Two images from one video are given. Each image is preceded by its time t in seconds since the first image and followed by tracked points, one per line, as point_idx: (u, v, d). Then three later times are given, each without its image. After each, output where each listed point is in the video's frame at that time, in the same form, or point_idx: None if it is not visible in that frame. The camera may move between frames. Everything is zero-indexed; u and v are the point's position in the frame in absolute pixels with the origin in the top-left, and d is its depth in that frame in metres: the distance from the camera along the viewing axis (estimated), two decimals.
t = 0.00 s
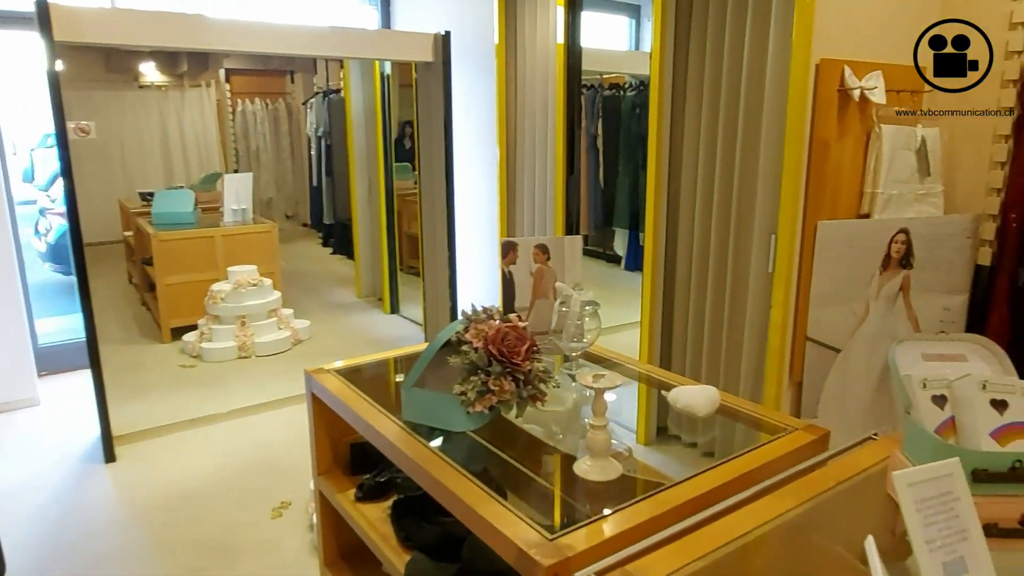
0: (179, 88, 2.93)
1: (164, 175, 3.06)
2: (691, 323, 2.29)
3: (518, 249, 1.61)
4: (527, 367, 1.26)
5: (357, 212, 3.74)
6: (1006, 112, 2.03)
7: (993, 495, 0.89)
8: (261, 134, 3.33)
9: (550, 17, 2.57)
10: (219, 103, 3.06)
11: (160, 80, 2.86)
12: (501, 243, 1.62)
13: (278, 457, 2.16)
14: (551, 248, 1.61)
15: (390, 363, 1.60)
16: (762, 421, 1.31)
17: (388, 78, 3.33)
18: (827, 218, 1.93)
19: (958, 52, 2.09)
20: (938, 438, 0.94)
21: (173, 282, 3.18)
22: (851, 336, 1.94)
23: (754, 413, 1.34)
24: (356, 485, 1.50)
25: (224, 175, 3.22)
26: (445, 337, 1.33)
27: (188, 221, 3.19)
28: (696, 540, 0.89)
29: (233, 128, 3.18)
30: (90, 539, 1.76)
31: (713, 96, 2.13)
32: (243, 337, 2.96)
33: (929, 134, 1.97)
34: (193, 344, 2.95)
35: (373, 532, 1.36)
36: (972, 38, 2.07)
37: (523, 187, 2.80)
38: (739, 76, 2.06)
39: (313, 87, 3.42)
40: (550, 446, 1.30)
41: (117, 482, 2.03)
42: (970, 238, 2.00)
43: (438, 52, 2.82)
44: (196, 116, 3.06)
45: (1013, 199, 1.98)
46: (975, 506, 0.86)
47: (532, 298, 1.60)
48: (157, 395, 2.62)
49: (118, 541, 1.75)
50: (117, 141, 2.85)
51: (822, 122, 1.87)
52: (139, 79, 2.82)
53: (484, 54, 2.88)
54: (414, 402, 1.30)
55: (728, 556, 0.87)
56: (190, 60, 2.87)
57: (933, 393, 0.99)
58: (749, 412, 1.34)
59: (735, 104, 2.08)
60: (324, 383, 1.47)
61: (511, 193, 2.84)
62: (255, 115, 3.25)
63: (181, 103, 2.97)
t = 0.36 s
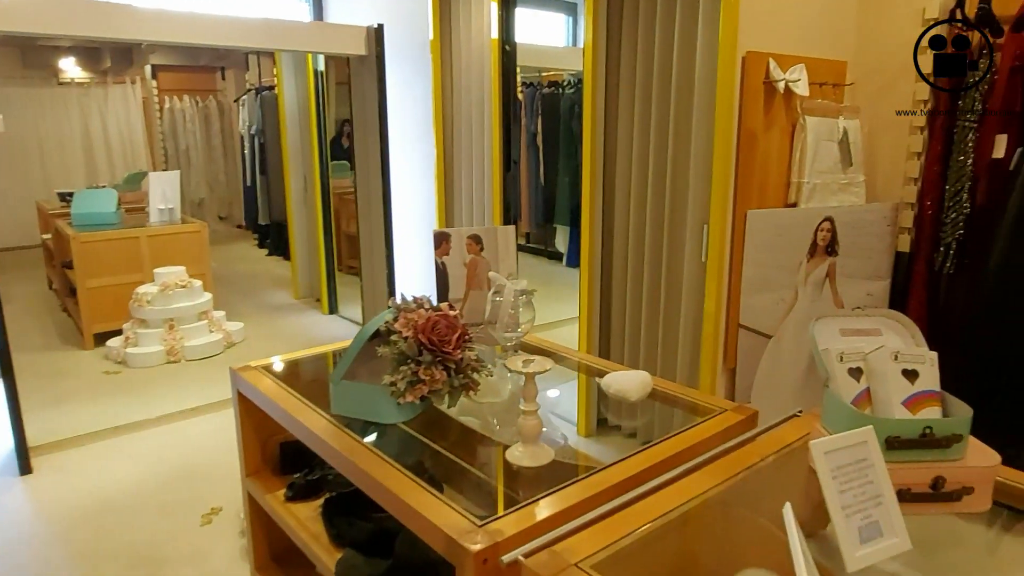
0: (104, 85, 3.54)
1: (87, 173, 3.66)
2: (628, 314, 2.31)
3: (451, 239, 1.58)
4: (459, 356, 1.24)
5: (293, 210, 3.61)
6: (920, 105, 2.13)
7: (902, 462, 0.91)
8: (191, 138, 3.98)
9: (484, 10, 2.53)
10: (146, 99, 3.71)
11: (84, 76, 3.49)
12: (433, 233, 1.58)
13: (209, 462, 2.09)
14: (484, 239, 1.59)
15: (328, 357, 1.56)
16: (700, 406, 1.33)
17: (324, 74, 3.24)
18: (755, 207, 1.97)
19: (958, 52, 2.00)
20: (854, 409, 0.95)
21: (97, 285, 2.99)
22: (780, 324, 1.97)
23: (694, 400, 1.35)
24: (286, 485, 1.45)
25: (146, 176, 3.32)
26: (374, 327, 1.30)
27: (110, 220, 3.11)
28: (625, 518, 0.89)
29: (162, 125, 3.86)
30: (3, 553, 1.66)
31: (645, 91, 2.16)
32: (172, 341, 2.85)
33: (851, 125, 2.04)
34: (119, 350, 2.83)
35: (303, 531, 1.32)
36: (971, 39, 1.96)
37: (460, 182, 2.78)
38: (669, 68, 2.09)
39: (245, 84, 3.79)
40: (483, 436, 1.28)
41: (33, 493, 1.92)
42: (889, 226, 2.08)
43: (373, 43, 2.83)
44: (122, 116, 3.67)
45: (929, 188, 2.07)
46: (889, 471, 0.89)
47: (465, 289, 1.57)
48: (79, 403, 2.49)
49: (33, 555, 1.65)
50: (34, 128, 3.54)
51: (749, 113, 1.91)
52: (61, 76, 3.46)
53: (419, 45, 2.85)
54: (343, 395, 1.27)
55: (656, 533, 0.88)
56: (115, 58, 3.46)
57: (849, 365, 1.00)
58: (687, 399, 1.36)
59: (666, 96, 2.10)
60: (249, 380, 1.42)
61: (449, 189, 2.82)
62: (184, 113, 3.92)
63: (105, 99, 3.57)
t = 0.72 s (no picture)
0: (54, 81, 3.35)
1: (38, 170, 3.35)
2: (594, 304, 2.31)
3: (413, 226, 1.56)
4: (419, 340, 1.22)
5: (254, 205, 3.53)
6: (876, 95, 2.17)
7: (858, 431, 0.93)
8: (148, 132, 3.95)
9: None
10: (99, 94, 3.56)
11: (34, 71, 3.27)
12: (395, 219, 1.56)
13: (167, 461, 2.03)
14: (447, 226, 1.57)
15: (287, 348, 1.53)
16: (665, 389, 1.32)
17: (284, 69, 3.21)
18: (718, 195, 1.98)
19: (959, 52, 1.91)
20: (812, 380, 0.96)
21: (48, 284, 2.90)
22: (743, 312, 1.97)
23: (660, 384, 1.35)
24: (244, 478, 1.42)
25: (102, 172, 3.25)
26: (332, 311, 1.27)
27: (63, 218, 3.02)
28: (586, 492, 0.89)
29: (116, 121, 3.76)
30: None
31: (608, 82, 2.16)
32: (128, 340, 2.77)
33: (810, 115, 2.07)
34: (72, 350, 2.74)
35: (261, 523, 1.29)
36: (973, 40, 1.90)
37: (424, 177, 2.75)
38: (632, 59, 2.09)
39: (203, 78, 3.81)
40: (445, 421, 1.26)
41: None
42: (847, 214, 2.12)
43: (333, 35, 2.86)
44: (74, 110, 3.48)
45: (885, 177, 2.12)
46: (846, 440, 0.90)
47: (428, 276, 1.55)
48: (30, 404, 2.41)
49: None
50: None
51: (710, 102, 1.91)
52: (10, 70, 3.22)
53: (381, 34, 2.81)
54: (301, 382, 1.24)
55: (616, 507, 0.88)
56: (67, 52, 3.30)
57: (807, 339, 1.00)
58: (653, 382, 1.36)
59: (629, 86, 2.11)
60: (205, 370, 1.39)
61: (413, 183, 2.79)
62: (140, 108, 3.86)
63: (57, 95, 3.39)
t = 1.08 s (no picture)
0: (19, 76, 3.18)
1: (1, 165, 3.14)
2: (569, 297, 2.31)
3: (386, 216, 1.54)
4: (392, 329, 1.21)
5: (225, 202, 3.48)
6: (846, 89, 2.20)
7: (829, 409, 0.93)
8: (116, 131, 3.85)
9: None
10: (66, 92, 3.44)
11: None
12: (367, 210, 1.54)
13: (137, 461, 1.99)
14: (420, 216, 1.56)
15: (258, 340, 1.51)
16: (641, 377, 1.32)
17: (255, 66, 3.18)
18: (691, 187, 1.98)
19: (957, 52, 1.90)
20: (784, 360, 0.97)
21: (13, 283, 2.83)
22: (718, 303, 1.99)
23: (637, 371, 1.35)
24: (214, 473, 1.40)
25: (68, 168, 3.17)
26: (302, 300, 1.24)
27: (27, 216, 2.95)
28: (559, 475, 0.88)
29: (84, 120, 3.63)
30: None
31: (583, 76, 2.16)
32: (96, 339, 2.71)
33: (781, 108, 2.10)
34: (37, 351, 2.68)
35: (232, 517, 1.27)
36: (974, 41, 1.87)
37: (398, 172, 2.73)
38: (606, 52, 2.09)
39: (173, 75, 3.78)
40: (418, 410, 1.25)
41: None
42: (818, 206, 2.15)
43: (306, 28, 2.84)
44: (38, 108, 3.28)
45: (855, 169, 2.14)
46: (816, 418, 0.90)
47: (401, 267, 1.53)
48: None
49: None
50: None
51: (683, 95, 1.92)
52: None
53: (353, 31, 2.80)
54: (271, 373, 1.23)
55: (589, 488, 0.88)
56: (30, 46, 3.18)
57: (778, 320, 1.01)
58: (629, 369, 1.36)
59: (604, 80, 2.11)
60: (172, 363, 1.37)
61: (387, 179, 2.77)
62: (109, 106, 3.79)
63: (21, 89, 3.19)
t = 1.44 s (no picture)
0: None
1: None
2: (543, 292, 2.29)
3: (354, 208, 1.51)
4: (358, 320, 1.18)
5: (192, 201, 3.42)
6: (814, 84, 2.22)
7: (797, 393, 0.93)
8: (80, 129, 3.70)
9: None
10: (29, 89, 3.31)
11: None
12: (334, 201, 1.51)
13: (99, 463, 1.93)
14: (389, 209, 1.53)
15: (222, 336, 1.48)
16: (614, 368, 1.31)
17: (222, 62, 3.14)
18: (663, 180, 1.97)
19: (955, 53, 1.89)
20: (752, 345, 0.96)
21: None
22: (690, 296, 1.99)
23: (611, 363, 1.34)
24: (176, 471, 1.36)
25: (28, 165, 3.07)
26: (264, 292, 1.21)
27: None
28: (525, 463, 0.87)
29: (47, 115, 3.52)
30: None
31: (554, 70, 2.15)
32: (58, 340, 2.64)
33: (751, 103, 2.11)
34: None
35: (194, 516, 1.24)
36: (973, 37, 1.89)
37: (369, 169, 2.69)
38: (577, 46, 2.08)
39: (139, 72, 3.71)
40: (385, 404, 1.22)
41: None
42: (788, 200, 2.17)
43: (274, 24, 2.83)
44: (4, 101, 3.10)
45: (824, 162, 2.16)
46: (784, 403, 0.90)
47: (370, 260, 1.51)
48: None
49: None
50: None
51: (655, 88, 1.92)
52: None
53: (319, 25, 2.75)
54: (233, 367, 1.20)
55: (556, 475, 0.86)
56: None
57: (746, 306, 1.01)
58: (603, 361, 1.35)
59: (576, 73, 2.10)
60: (132, 359, 1.33)
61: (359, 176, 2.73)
62: (74, 103, 3.65)
63: None
